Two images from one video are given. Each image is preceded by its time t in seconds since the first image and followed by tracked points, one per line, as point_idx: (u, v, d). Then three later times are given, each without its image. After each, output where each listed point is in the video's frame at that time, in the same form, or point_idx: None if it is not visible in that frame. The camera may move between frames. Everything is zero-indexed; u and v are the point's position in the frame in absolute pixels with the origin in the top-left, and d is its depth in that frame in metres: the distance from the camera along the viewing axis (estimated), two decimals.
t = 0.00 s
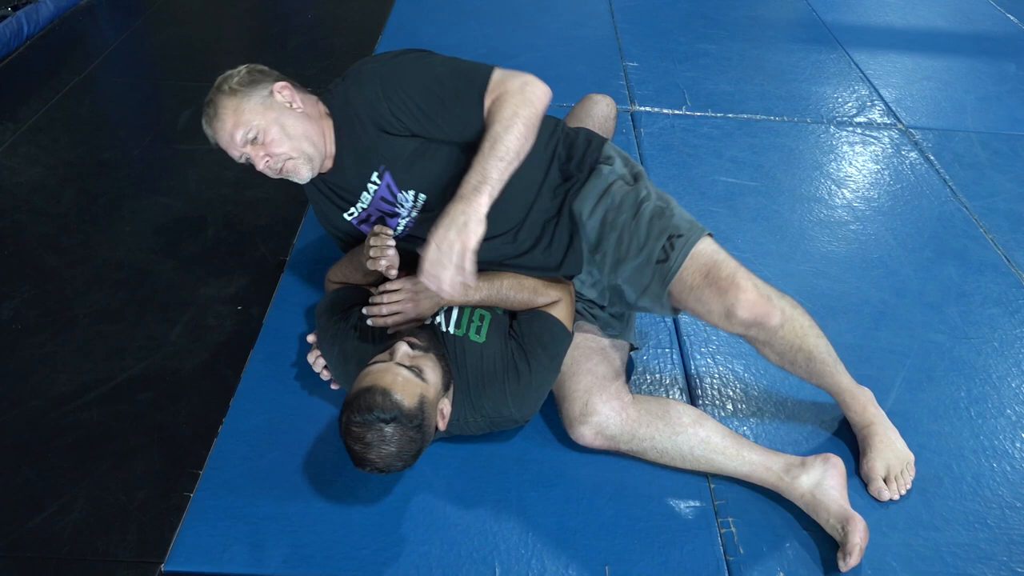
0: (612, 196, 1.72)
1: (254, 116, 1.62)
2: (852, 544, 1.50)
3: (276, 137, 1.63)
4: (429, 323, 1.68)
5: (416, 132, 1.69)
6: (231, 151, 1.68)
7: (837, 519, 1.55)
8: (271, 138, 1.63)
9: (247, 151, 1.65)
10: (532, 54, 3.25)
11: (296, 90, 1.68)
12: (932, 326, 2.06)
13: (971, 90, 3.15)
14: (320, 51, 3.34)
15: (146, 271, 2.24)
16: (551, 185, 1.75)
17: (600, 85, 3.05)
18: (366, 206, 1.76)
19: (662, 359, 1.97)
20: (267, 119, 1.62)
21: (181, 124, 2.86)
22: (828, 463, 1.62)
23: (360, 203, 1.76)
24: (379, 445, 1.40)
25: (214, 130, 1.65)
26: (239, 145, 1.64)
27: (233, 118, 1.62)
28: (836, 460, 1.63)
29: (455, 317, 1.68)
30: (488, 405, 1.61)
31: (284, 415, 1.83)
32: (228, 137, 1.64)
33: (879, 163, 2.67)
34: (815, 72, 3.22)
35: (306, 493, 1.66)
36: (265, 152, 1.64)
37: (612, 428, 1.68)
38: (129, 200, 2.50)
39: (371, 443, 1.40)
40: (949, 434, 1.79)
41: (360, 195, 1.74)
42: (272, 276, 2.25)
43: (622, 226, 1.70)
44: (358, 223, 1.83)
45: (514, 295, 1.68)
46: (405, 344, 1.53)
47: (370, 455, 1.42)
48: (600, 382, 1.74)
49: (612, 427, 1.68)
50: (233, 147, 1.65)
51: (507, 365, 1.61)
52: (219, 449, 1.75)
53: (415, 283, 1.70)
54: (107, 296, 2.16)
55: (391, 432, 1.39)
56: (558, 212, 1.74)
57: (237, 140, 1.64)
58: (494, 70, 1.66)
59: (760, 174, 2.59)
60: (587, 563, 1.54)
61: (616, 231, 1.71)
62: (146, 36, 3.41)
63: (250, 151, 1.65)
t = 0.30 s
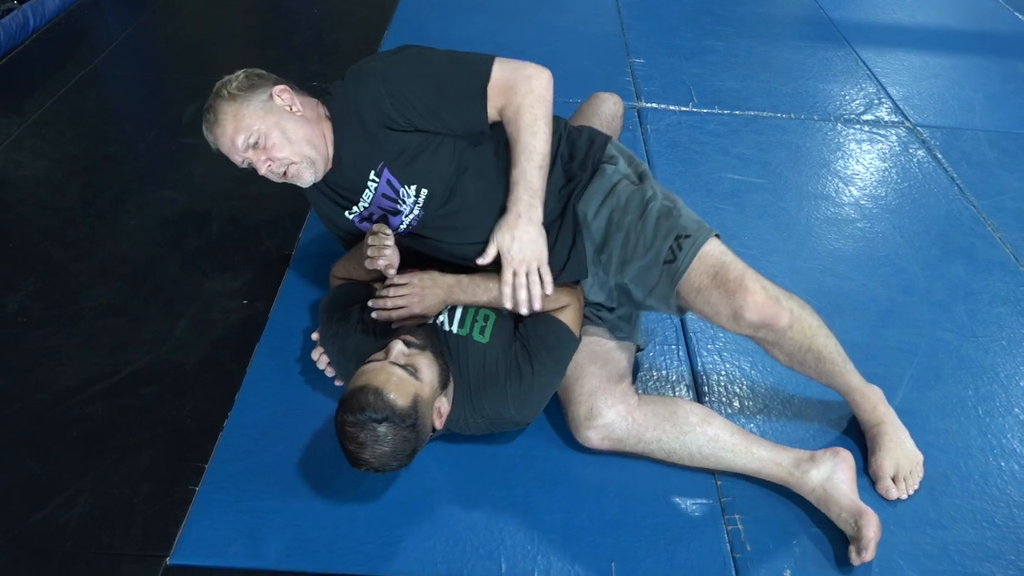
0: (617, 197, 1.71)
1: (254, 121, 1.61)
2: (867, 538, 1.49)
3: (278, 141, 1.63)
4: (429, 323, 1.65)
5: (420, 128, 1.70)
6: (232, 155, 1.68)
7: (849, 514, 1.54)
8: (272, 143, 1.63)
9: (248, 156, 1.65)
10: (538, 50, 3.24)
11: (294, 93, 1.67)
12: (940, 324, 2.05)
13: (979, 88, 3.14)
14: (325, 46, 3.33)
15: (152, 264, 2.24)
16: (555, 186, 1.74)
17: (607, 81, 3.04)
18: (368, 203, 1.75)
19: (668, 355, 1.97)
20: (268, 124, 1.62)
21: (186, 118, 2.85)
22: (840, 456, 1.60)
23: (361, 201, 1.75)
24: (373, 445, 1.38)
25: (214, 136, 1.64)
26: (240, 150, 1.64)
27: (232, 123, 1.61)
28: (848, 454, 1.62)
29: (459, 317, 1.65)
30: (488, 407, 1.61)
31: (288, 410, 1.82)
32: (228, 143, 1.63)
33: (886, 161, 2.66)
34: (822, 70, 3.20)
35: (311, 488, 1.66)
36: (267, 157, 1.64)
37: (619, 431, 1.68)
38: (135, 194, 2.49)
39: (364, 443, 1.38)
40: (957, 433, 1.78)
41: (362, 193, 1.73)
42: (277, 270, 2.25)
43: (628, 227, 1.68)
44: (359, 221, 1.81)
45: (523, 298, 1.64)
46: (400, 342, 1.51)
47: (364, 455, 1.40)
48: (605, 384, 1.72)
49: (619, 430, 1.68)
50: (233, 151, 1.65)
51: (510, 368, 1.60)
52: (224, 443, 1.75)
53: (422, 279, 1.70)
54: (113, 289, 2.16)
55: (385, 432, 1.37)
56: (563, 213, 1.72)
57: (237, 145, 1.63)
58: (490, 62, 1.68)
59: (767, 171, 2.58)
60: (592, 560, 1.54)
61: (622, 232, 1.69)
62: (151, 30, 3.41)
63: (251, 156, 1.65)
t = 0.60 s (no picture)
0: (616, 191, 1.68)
1: (260, 111, 1.63)
2: (881, 535, 1.48)
3: (282, 132, 1.64)
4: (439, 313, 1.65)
5: (419, 126, 1.70)
6: (240, 144, 1.70)
7: (861, 511, 1.53)
8: (277, 133, 1.64)
9: (254, 144, 1.67)
10: (545, 46, 3.23)
11: (303, 84, 1.67)
12: (950, 321, 2.04)
13: (989, 84, 3.12)
14: (332, 42, 3.32)
15: (160, 260, 2.25)
16: (557, 177, 1.74)
17: (614, 77, 3.03)
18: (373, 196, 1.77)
19: (677, 352, 1.96)
20: (273, 114, 1.63)
21: (193, 114, 2.85)
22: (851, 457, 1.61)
23: (367, 193, 1.78)
24: (392, 431, 1.38)
25: (223, 124, 1.67)
26: (246, 139, 1.66)
27: (239, 112, 1.63)
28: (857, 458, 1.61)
29: (470, 307, 1.65)
30: (500, 394, 1.61)
31: (297, 406, 1.82)
32: (235, 131, 1.66)
33: (895, 157, 2.65)
34: (830, 65, 3.19)
35: (321, 484, 1.66)
36: (272, 146, 1.66)
37: (632, 419, 1.67)
38: (142, 190, 2.50)
39: (383, 430, 1.38)
40: (967, 429, 1.77)
41: (367, 186, 1.76)
42: (286, 265, 2.25)
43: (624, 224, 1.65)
44: (366, 211, 1.84)
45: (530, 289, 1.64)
46: (414, 331, 1.51)
47: (383, 442, 1.40)
48: (617, 372, 1.73)
49: (633, 417, 1.67)
50: (240, 140, 1.67)
51: (521, 356, 1.60)
52: (234, 439, 1.75)
53: (430, 271, 1.71)
54: (122, 285, 2.16)
55: (404, 418, 1.37)
56: (562, 208, 1.71)
57: (244, 134, 1.65)
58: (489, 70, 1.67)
59: (775, 167, 2.57)
60: (602, 556, 1.54)
61: (620, 229, 1.65)
62: (158, 26, 3.41)
63: (257, 145, 1.67)
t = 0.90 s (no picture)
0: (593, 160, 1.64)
1: (274, 97, 1.68)
2: (890, 539, 1.49)
3: (294, 117, 1.67)
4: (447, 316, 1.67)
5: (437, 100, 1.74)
6: (253, 131, 1.74)
7: (869, 516, 1.54)
8: (288, 118, 1.68)
9: (265, 130, 1.70)
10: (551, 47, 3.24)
11: (318, 76, 1.72)
12: (955, 324, 2.04)
13: (994, 87, 3.12)
14: (338, 43, 3.33)
15: (168, 261, 2.25)
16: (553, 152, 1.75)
17: (620, 79, 3.04)
18: (384, 182, 1.77)
19: (682, 355, 1.96)
20: (287, 100, 1.68)
21: (200, 115, 2.86)
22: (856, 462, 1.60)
23: (377, 181, 1.77)
24: (398, 437, 1.39)
25: (238, 109, 1.72)
26: (259, 124, 1.70)
27: (254, 98, 1.68)
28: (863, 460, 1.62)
29: (476, 310, 1.68)
30: (508, 397, 1.61)
31: (304, 407, 1.83)
32: (249, 116, 1.70)
33: (901, 160, 2.65)
34: (835, 68, 3.19)
35: (328, 485, 1.66)
36: (282, 132, 1.69)
37: (638, 424, 1.67)
38: (150, 191, 2.50)
39: (389, 435, 1.39)
40: (973, 433, 1.78)
41: (378, 172, 1.76)
42: (292, 266, 2.26)
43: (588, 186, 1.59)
44: (376, 209, 1.84)
45: (534, 289, 1.71)
46: (419, 336, 1.52)
47: (389, 447, 1.41)
48: (623, 379, 1.74)
49: (639, 422, 1.67)
50: (253, 126, 1.72)
51: (528, 359, 1.61)
52: (242, 440, 1.76)
53: (433, 275, 1.70)
54: (129, 286, 2.17)
55: (409, 423, 1.38)
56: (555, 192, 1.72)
57: (256, 119, 1.70)
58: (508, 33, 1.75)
59: (781, 170, 2.57)
60: (609, 559, 1.54)
61: (582, 204, 1.59)
62: (165, 27, 3.42)
63: (268, 130, 1.70)
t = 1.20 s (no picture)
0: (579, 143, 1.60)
1: (290, 82, 1.71)
2: (897, 549, 1.50)
3: (306, 102, 1.70)
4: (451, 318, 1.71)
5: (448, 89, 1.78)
6: (266, 114, 1.77)
7: (874, 524, 1.55)
8: (301, 103, 1.71)
9: (278, 114, 1.74)
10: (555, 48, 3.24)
11: (334, 65, 1.77)
12: (958, 326, 2.05)
13: (997, 88, 3.12)
14: (342, 43, 3.34)
15: (175, 261, 2.26)
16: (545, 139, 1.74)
17: (623, 80, 3.04)
18: (394, 172, 1.78)
19: (687, 356, 1.97)
20: (301, 86, 1.71)
21: (205, 115, 2.87)
22: (862, 466, 1.61)
23: (387, 172, 1.79)
24: (406, 437, 1.40)
25: (253, 92, 1.76)
26: (272, 108, 1.73)
27: (269, 81, 1.72)
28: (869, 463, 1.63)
29: (480, 313, 1.69)
30: (511, 400, 1.63)
31: (311, 408, 1.84)
32: (264, 100, 1.74)
33: (904, 161, 2.65)
34: (838, 69, 3.19)
35: (334, 485, 1.68)
36: (294, 116, 1.72)
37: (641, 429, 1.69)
38: (156, 191, 2.52)
39: (398, 436, 1.40)
40: (975, 435, 1.79)
41: (388, 163, 1.78)
42: (298, 267, 2.27)
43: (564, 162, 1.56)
44: (385, 203, 1.84)
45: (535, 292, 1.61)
46: (425, 338, 1.54)
47: (397, 448, 1.42)
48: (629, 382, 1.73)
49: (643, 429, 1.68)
50: (267, 109, 1.75)
51: (531, 363, 1.61)
52: (249, 440, 1.77)
53: (435, 279, 1.68)
54: (136, 286, 2.18)
55: (417, 423, 1.39)
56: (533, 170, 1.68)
57: (270, 102, 1.73)
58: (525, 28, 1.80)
59: (784, 171, 2.58)
60: (613, 559, 1.55)
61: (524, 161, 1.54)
62: (170, 27, 3.43)
63: (281, 114, 1.73)
